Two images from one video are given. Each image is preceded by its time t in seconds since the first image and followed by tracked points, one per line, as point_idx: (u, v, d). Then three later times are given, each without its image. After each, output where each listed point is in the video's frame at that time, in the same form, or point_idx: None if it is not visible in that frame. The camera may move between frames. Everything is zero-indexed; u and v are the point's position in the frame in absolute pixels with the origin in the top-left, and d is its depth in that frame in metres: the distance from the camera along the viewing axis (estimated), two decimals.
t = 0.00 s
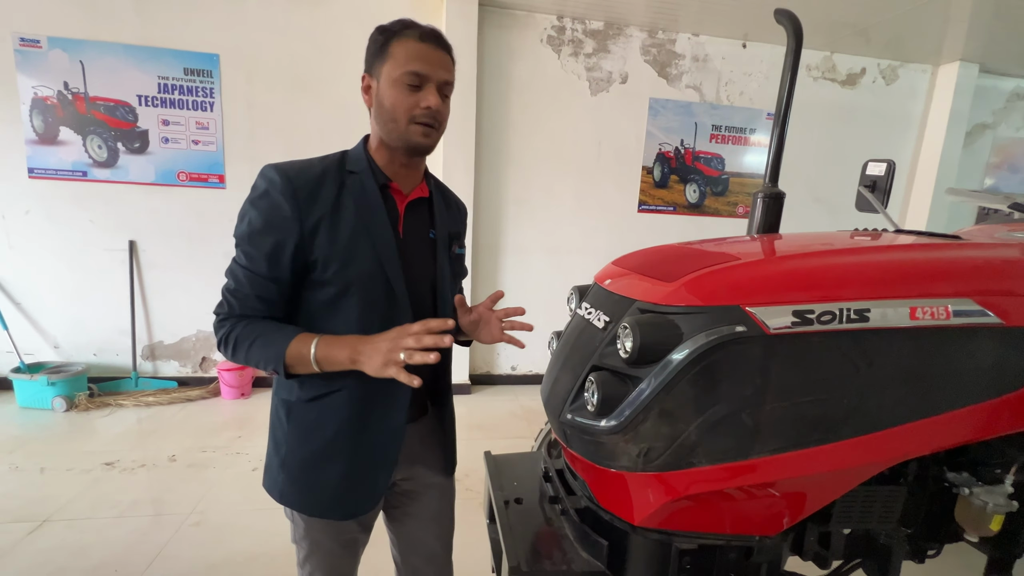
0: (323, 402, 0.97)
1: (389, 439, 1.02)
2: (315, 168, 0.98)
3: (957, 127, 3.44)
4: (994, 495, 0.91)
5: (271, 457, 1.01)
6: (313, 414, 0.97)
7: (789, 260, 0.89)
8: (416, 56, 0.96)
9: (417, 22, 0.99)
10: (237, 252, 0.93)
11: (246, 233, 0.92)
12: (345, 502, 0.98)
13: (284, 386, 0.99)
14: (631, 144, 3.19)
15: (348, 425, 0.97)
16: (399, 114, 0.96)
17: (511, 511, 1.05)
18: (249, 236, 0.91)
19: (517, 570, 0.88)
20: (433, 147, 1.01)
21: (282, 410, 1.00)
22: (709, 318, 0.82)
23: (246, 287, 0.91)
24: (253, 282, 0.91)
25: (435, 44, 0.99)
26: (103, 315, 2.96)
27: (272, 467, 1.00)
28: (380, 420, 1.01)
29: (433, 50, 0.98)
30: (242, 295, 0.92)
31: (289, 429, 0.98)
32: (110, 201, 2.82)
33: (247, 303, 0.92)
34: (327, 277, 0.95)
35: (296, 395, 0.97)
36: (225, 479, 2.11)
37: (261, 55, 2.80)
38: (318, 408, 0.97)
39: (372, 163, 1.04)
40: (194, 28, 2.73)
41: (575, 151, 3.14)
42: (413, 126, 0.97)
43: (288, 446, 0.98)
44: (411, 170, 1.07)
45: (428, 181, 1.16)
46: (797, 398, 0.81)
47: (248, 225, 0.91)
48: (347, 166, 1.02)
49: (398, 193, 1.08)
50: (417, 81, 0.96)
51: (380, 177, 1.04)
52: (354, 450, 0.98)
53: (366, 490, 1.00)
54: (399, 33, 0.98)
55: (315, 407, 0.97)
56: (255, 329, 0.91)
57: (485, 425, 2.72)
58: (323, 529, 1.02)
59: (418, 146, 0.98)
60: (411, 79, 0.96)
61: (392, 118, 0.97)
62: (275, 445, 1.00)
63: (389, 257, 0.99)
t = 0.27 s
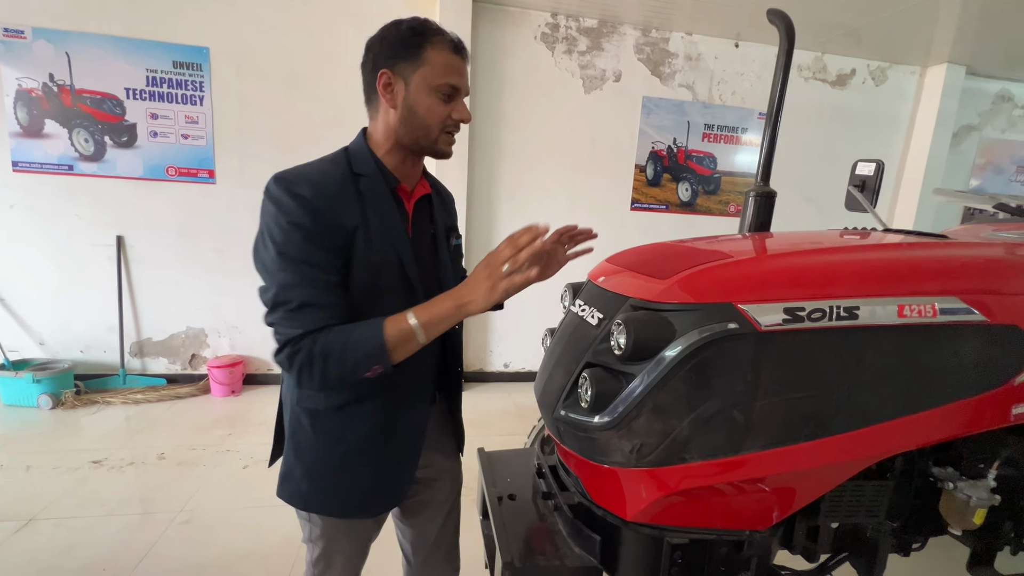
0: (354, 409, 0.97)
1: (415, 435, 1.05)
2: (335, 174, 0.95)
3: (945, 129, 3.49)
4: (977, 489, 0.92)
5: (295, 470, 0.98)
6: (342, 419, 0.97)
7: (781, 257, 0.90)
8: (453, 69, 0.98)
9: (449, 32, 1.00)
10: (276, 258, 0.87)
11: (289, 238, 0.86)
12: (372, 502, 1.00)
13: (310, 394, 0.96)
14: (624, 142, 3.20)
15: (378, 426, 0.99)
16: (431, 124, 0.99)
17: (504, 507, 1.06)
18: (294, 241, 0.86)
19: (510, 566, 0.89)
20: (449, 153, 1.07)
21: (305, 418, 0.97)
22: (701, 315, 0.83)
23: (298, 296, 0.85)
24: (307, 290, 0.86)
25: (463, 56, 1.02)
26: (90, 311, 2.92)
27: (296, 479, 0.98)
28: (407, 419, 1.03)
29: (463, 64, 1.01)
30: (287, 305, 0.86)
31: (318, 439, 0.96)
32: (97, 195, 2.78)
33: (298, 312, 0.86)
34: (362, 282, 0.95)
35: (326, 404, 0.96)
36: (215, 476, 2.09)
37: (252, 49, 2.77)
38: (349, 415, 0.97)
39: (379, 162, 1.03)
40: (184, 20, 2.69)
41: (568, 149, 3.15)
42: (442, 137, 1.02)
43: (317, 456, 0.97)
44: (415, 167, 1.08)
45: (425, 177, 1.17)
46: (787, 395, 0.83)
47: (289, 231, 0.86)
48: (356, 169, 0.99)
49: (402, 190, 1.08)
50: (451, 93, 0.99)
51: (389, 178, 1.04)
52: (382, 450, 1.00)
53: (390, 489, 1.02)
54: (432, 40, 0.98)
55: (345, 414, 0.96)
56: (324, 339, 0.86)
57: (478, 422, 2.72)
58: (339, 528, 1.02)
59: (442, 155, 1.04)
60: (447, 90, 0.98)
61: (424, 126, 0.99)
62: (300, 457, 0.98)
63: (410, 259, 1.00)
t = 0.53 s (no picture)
0: (398, 400, 0.98)
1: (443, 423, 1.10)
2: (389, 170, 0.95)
3: (923, 131, 3.57)
4: (949, 481, 0.96)
5: (337, 463, 0.97)
6: (387, 411, 0.98)
7: (763, 256, 0.91)
8: (433, 60, 0.97)
9: (438, 25, 0.99)
10: (356, 242, 0.83)
11: (374, 223, 0.84)
12: (405, 487, 1.04)
13: (357, 386, 0.95)
14: (612, 141, 3.22)
15: (419, 416, 1.02)
16: (413, 118, 0.99)
17: (491, 503, 1.06)
18: (382, 230, 0.85)
19: (496, 563, 0.89)
20: (449, 148, 1.02)
21: (348, 411, 0.95)
22: (685, 312, 0.84)
23: (390, 276, 0.81)
24: (402, 271, 0.82)
25: (455, 45, 0.98)
26: (67, 308, 2.85)
27: (334, 473, 0.97)
28: (440, 407, 1.07)
29: (450, 53, 0.97)
30: (374, 288, 0.82)
31: (363, 431, 0.97)
32: (74, 189, 2.72)
33: (393, 294, 0.82)
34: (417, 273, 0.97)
35: (374, 397, 0.95)
36: (198, 476, 2.07)
37: (236, 42, 2.73)
38: (394, 406, 0.98)
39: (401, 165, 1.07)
40: (165, 11, 2.64)
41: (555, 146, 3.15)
42: (426, 129, 0.99)
43: (362, 447, 0.97)
44: (433, 167, 1.10)
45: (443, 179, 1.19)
46: (769, 390, 0.84)
47: (371, 217, 0.85)
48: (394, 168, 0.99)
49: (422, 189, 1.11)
50: (432, 83, 0.97)
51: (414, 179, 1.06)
52: (418, 441, 1.03)
53: (418, 476, 1.06)
54: (421, 36, 0.99)
55: (391, 405, 0.98)
56: (456, 307, 0.82)
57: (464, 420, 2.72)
58: (355, 523, 1.03)
59: (432, 148, 1.00)
60: (427, 82, 0.97)
61: (408, 120, 1.00)
62: (343, 451, 0.97)
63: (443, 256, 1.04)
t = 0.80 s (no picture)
0: (417, 394, 0.98)
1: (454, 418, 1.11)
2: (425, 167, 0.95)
3: (904, 133, 3.64)
4: (925, 475, 0.98)
5: (356, 456, 0.97)
6: (406, 405, 0.97)
7: (747, 254, 0.92)
8: (468, 71, 0.96)
9: (477, 36, 0.98)
10: (400, 234, 0.83)
11: (419, 218, 0.84)
12: (416, 481, 1.04)
13: (378, 379, 0.94)
14: (600, 140, 3.23)
15: (438, 411, 1.02)
16: (443, 126, 0.99)
17: (477, 500, 1.06)
18: (427, 226, 0.85)
19: (481, 559, 0.89)
20: (476, 159, 1.01)
21: (369, 404, 0.95)
22: (669, 310, 0.85)
23: (440, 269, 0.82)
24: (449, 264, 0.83)
25: (491, 58, 0.97)
26: (44, 305, 2.79)
27: (352, 465, 0.97)
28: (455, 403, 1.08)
29: (485, 65, 0.96)
30: (420, 280, 0.83)
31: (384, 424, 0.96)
32: (51, 183, 2.66)
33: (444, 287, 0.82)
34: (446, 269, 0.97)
35: (395, 390, 0.95)
36: (180, 475, 2.04)
37: (220, 34, 2.69)
38: (415, 400, 0.98)
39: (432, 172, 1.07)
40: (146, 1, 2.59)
41: (544, 144, 3.15)
42: (453, 139, 0.98)
43: (381, 441, 0.97)
44: (463, 175, 1.09)
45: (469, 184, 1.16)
46: (750, 387, 0.85)
47: (415, 212, 0.84)
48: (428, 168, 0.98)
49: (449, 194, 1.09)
50: (464, 93, 0.97)
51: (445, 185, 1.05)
52: (433, 435, 1.04)
53: (428, 470, 1.06)
54: (459, 47, 0.99)
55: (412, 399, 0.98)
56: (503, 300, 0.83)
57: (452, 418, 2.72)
58: (358, 522, 1.02)
59: (458, 158, 1.00)
60: (457, 91, 0.97)
61: (438, 129, 1.00)
62: (364, 444, 0.96)
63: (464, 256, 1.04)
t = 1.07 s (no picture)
0: (422, 399, 0.97)
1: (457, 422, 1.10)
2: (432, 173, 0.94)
3: (886, 136, 3.70)
4: (903, 472, 1.00)
5: (360, 459, 0.96)
6: (409, 408, 0.97)
7: (731, 254, 0.93)
8: (473, 76, 0.95)
9: (482, 40, 0.97)
10: (406, 241, 0.82)
11: (425, 224, 0.83)
12: (419, 484, 1.03)
13: (382, 382, 0.93)
14: (589, 140, 3.24)
15: (442, 415, 1.02)
16: (447, 131, 0.98)
17: (462, 500, 1.06)
18: (433, 232, 0.84)
19: (466, 560, 0.89)
20: (480, 165, 1.02)
21: (372, 407, 0.94)
22: (654, 310, 0.85)
23: (445, 275, 0.81)
24: (455, 270, 0.83)
25: (497, 63, 0.97)
26: (21, 303, 2.73)
27: (356, 468, 0.96)
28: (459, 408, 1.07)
29: (490, 70, 0.96)
30: (426, 286, 0.82)
31: (389, 428, 0.96)
32: (28, 179, 2.60)
33: (448, 294, 0.82)
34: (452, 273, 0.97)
35: (399, 394, 0.94)
36: (162, 477, 2.01)
37: (204, 29, 2.65)
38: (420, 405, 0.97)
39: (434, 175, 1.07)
40: None
41: (532, 144, 3.16)
42: (458, 145, 0.98)
43: (385, 445, 0.96)
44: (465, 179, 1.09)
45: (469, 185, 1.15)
46: (733, 386, 0.86)
47: (419, 217, 0.84)
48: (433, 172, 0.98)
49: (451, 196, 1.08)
50: (469, 99, 0.96)
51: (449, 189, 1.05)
52: (437, 440, 1.03)
53: (431, 473, 1.06)
54: (463, 51, 0.97)
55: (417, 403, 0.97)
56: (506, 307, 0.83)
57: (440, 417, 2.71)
58: (358, 524, 1.01)
59: (462, 165, 1.00)
60: (463, 97, 0.96)
61: (442, 134, 0.99)
62: (368, 447, 0.96)
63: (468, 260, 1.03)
